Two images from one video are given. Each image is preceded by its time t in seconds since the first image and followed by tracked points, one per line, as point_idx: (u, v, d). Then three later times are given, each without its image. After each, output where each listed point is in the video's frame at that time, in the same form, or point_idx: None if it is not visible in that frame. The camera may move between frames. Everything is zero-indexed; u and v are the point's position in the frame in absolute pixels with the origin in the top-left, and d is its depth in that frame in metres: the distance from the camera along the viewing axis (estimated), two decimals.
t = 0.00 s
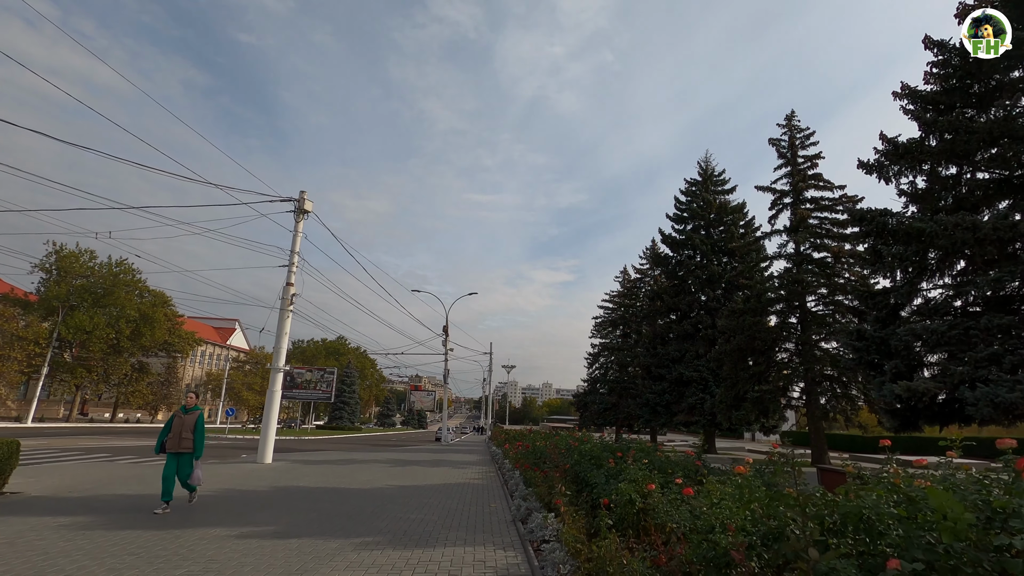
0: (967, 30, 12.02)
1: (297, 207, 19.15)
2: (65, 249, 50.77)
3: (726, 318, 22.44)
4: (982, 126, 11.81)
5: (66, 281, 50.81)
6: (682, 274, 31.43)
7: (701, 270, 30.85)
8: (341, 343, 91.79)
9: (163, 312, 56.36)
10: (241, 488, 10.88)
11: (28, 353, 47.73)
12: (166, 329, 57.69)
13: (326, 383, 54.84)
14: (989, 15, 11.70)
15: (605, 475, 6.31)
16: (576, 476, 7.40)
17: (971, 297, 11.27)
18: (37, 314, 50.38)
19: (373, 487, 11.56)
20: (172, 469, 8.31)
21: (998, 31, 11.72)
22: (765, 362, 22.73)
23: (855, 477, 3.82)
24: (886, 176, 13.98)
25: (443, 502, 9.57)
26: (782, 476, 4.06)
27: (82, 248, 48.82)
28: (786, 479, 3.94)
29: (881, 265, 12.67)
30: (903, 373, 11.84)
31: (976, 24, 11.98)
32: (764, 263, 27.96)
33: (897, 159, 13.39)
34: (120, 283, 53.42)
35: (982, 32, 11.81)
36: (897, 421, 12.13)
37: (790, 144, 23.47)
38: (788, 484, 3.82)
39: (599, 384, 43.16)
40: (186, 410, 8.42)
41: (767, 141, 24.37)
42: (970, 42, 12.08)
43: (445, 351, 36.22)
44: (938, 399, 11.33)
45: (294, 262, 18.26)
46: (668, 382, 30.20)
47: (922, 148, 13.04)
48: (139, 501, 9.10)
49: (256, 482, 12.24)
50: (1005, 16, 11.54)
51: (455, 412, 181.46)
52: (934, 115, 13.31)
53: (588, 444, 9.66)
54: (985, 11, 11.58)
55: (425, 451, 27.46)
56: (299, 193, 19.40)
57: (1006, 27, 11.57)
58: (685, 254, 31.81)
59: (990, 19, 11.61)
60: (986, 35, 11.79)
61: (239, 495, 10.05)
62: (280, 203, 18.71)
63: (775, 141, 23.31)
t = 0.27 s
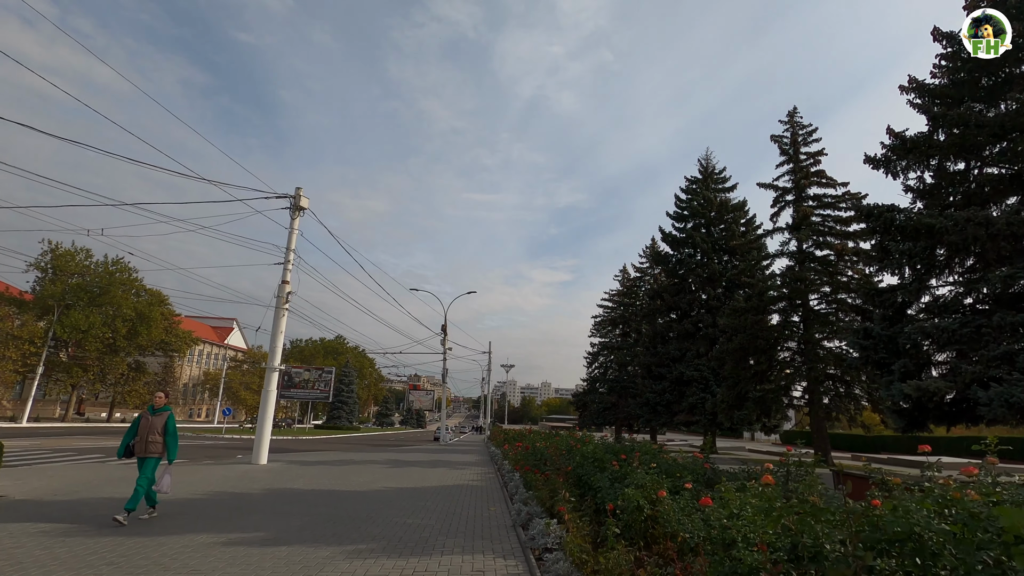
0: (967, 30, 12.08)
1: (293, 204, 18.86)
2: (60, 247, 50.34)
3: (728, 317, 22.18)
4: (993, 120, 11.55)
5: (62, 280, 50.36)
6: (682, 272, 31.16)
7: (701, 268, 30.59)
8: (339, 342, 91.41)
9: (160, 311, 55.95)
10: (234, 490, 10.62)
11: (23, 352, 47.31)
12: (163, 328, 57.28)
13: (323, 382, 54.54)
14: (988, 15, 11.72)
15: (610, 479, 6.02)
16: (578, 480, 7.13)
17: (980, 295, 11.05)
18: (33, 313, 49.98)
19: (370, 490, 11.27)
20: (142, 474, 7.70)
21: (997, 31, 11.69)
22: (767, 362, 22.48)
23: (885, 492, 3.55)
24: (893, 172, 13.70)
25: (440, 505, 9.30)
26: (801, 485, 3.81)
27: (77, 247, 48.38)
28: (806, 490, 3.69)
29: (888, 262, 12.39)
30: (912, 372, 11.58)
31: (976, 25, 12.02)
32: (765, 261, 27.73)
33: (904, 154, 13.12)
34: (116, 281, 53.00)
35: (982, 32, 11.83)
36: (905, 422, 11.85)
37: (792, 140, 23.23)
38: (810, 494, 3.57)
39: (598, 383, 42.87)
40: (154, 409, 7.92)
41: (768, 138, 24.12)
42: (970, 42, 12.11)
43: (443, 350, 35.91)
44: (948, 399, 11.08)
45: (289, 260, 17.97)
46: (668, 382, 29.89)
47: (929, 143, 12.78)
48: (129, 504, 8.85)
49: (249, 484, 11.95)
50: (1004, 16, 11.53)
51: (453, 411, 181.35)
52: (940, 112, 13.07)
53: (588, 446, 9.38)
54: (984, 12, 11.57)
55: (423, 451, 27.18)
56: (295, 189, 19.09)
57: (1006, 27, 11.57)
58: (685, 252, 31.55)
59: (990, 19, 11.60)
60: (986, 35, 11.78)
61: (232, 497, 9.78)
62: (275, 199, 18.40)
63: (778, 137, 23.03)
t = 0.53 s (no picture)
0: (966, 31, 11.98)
1: (290, 200, 18.55)
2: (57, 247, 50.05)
3: (731, 314, 21.88)
4: (1006, 111, 11.25)
5: (58, 280, 50.07)
6: (683, 271, 30.87)
7: (703, 267, 30.31)
8: (339, 343, 91.05)
9: (158, 311, 55.64)
10: (228, 491, 10.31)
11: (19, 353, 46.98)
12: (160, 328, 56.97)
13: (322, 383, 54.26)
14: (988, 15, 11.61)
15: (618, 480, 5.74)
16: (583, 481, 6.82)
17: (995, 289, 10.75)
18: (29, 314, 49.68)
19: (367, 491, 10.97)
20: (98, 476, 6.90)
21: (997, 31, 11.59)
22: (771, 360, 22.18)
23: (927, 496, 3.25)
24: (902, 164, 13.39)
25: (438, 507, 8.99)
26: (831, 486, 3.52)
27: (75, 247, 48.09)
28: (839, 492, 3.39)
29: (898, 257, 12.09)
30: (924, 369, 11.27)
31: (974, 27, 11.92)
32: (768, 259, 27.45)
33: (913, 146, 12.82)
34: (113, 281, 52.68)
35: (982, 32, 11.72)
36: (915, 420, 11.55)
37: (795, 136, 22.95)
38: (844, 497, 3.26)
39: (599, 383, 42.56)
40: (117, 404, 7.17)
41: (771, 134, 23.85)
42: (970, 42, 12.01)
43: (443, 350, 35.61)
44: (962, 396, 10.77)
45: (286, 257, 17.67)
46: (670, 381, 29.54)
47: (938, 135, 12.49)
48: (118, 506, 8.56)
49: (243, 485, 11.65)
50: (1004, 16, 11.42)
51: (453, 412, 180.92)
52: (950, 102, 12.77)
53: (592, 446, 9.07)
54: (984, 12, 11.46)
55: (423, 452, 26.91)
56: (292, 185, 18.78)
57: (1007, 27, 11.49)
58: (686, 251, 31.27)
59: (990, 19, 11.50)
60: (986, 35, 11.68)
61: (225, 499, 9.48)
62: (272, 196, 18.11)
63: (781, 133, 22.76)
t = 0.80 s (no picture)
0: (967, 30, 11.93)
1: (287, 196, 18.27)
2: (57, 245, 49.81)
3: (736, 312, 21.55)
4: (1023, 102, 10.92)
5: (58, 278, 49.87)
6: (687, 268, 30.57)
7: (707, 265, 30.00)
8: (339, 342, 90.85)
9: (158, 310, 55.41)
10: (222, 493, 10.02)
11: (19, 352, 46.76)
12: (161, 326, 56.75)
13: (323, 381, 54.10)
14: (988, 15, 11.56)
15: (626, 485, 5.44)
16: (588, 485, 6.54)
17: (1012, 286, 10.43)
18: (29, 312, 49.44)
19: (364, 493, 10.70)
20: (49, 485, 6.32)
21: (998, 31, 11.56)
22: (777, 359, 21.87)
23: (990, 526, 2.90)
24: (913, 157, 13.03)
25: (437, 510, 8.72)
26: (865, 501, 3.21)
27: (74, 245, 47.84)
28: (874, 507, 3.10)
29: (910, 253, 11.77)
30: (939, 368, 10.96)
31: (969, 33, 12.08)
32: (772, 257, 27.13)
33: (926, 139, 12.47)
34: (113, 279, 52.45)
35: (982, 32, 11.67)
36: (929, 420, 11.25)
37: (801, 131, 22.63)
38: (881, 511, 2.98)
39: (600, 382, 42.27)
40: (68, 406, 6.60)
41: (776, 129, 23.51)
42: (970, 42, 11.93)
43: (444, 348, 35.33)
44: (978, 396, 10.46)
45: (284, 255, 17.40)
46: (673, 380, 29.22)
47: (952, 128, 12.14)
48: (107, 509, 8.28)
49: (238, 486, 11.38)
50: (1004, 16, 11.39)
51: (454, 410, 180.76)
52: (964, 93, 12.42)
53: (595, 447, 8.80)
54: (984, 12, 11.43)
55: (423, 451, 26.69)
56: (290, 181, 18.48)
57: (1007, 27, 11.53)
58: (690, 248, 30.97)
59: (990, 19, 11.47)
60: (986, 35, 11.64)
61: (217, 501, 9.20)
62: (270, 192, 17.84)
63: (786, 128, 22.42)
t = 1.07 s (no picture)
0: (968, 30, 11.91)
1: (280, 192, 17.94)
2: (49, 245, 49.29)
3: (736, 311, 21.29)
4: None
5: (51, 278, 49.37)
6: (685, 268, 30.34)
7: (705, 264, 29.78)
8: (336, 343, 90.38)
9: (151, 310, 54.90)
10: (208, 495, 9.68)
11: (10, 352, 46.19)
12: (155, 327, 56.23)
13: (319, 382, 53.73)
14: (989, 15, 11.53)
15: (629, 487, 5.14)
16: (589, 486, 6.25)
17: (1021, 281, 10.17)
18: (20, 312, 48.90)
19: (356, 494, 10.38)
20: None
21: (998, 31, 11.53)
22: (777, 358, 21.60)
23: None
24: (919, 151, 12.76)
25: (431, 512, 8.41)
26: (897, 505, 2.94)
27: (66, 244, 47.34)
28: (909, 512, 2.83)
29: (915, 248, 11.51)
30: (946, 366, 10.68)
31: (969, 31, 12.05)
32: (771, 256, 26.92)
33: (931, 133, 12.23)
34: (106, 279, 51.95)
35: (982, 32, 11.64)
36: (936, 420, 10.99)
37: (801, 128, 22.44)
38: (915, 515, 2.72)
39: (598, 383, 42.00)
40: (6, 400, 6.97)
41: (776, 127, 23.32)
42: (970, 42, 11.91)
43: (441, 348, 35.00)
44: (988, 395, 10.17)
45: (276, 252, 17.07)
46: (671, 380, 28.93)
47: (957, 122, 11.91)
48: (86, 512, 7.94)
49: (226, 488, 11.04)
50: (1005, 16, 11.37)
51: (451, 412, 180.30)
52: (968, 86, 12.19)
53: (595, 446, 8.51)
54: (984, 12, 11.41)
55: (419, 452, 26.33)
56: (283, 177, 18.16)
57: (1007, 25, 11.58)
58: (688, 247, 30.74)
59: (990, 19, 11.45)
60: (986, 35, 11.62)
61: (203, 504, 8.86)
62: (262, 188, 17.52)
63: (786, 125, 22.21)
